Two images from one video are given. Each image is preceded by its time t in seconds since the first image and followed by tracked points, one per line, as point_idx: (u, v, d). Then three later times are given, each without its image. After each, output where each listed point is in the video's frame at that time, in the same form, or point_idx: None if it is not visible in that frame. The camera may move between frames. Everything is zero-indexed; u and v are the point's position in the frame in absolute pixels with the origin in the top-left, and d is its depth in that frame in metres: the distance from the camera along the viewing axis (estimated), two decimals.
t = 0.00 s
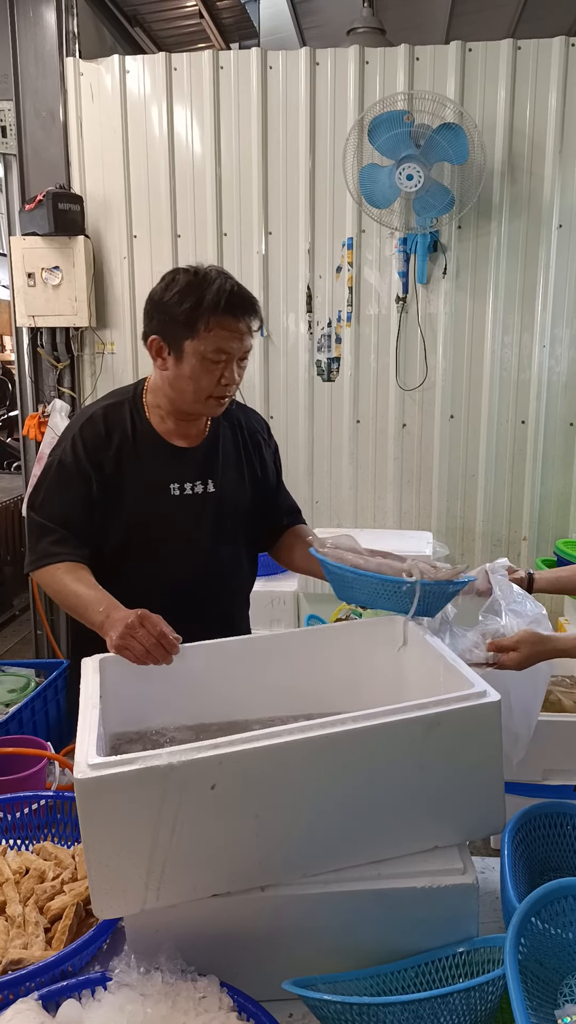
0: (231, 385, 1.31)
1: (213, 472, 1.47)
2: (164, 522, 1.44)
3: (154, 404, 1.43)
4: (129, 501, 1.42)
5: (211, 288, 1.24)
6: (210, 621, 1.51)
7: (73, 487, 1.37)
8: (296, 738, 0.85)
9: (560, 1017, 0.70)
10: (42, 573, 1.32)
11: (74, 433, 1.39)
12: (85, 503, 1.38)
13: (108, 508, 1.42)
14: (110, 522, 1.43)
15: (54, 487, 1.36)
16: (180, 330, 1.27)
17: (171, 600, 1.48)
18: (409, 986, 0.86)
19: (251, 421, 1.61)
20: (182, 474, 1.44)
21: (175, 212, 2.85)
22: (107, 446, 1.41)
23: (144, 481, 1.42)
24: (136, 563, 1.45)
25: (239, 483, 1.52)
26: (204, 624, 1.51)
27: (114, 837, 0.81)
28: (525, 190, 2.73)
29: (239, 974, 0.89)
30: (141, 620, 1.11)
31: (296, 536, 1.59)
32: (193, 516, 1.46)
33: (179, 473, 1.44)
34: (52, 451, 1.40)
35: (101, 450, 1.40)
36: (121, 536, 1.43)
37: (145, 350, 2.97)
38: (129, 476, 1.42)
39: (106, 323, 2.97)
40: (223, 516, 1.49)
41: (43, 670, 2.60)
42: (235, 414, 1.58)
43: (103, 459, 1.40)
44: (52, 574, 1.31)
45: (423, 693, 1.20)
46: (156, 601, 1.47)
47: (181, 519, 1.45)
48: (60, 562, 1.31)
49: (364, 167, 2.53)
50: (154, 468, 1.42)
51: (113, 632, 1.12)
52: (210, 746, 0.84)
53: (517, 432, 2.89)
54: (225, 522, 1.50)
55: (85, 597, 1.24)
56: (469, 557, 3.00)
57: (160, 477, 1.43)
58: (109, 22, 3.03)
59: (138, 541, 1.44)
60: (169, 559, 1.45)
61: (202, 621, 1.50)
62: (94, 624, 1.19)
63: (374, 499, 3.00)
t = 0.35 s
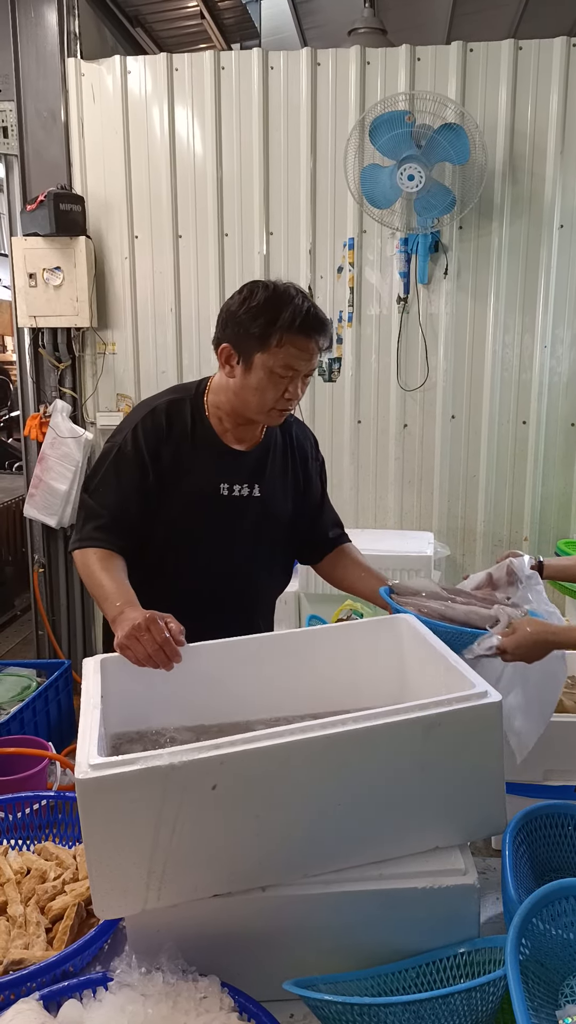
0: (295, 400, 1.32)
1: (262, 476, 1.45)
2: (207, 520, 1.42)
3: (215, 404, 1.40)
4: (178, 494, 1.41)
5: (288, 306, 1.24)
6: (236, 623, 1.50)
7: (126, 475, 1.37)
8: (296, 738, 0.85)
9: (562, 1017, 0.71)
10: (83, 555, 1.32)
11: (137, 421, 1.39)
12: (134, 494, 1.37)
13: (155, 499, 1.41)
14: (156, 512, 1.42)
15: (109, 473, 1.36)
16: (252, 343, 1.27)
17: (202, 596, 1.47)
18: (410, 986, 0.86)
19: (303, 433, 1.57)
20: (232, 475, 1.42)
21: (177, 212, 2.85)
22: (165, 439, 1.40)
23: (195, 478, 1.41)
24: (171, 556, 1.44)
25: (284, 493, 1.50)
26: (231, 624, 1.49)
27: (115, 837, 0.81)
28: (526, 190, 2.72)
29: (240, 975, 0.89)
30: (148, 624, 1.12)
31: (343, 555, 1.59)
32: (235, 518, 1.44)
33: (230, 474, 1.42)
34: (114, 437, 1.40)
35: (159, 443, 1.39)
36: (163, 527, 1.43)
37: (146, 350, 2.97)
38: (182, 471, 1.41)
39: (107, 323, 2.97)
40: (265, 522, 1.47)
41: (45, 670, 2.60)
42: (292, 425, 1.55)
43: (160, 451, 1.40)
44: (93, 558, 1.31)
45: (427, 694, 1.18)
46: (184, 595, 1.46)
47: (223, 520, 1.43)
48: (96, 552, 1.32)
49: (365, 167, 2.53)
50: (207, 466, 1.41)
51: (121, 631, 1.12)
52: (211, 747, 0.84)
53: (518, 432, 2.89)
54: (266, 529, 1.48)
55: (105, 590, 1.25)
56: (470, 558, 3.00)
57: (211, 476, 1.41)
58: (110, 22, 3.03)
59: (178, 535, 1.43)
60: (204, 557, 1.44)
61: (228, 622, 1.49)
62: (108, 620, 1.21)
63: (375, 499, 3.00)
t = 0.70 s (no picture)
0: (319, 400, 1.30)
1: (286, 476, 1.45)
2: (231, 519, 1.42)
3: (241, 404, 1.39)
4: (204, 493, 1.41)
5: (313, 306, 1.23)
6: (251, 625, 1.48)
7: (155, 473, 1.35)
8: (298, 737, 0.85)
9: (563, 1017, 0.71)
10: (108, 552, 1.29)
11: (165, 418, 1.37)
12: (161, 492, 1.35)
13: (180, 498, 1.40)
14: (180, 510, 1.40)
15: (136, 470, 1.34)
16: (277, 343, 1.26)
17: (220, 597, 1.45)
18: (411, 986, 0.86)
19: (325, 438, 1.58)
20: (258, 474, 1.41)
21: (178, 212, 2.85)
22: (193, 438, 1.39)
23: (221, 478, 1.40)
24: (192, 554, 1.43)
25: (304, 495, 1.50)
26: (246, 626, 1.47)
27: (116, 836, 0.81)
28: (528, 190, 2.72)
29: (241, 975, 0.89)
30: (152, 623, 1.12)
31: (356, 566, 1.58)
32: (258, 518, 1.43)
33: (256, 474, 1.41)
34: (141, 434, 1.38)
35: (187, 442, 1.38)
36: (185, 525, 1.42)
37: (147, 349, 2.97)
38: (208, 471, 1.41)
39: (108, 323, 2.97)
40: (287, 523, 1.47)
41: (45, 669, 2.60)
42: (315, 430, 1.56)
43: (187, 450, 1.39)
44: (112, 555, 1.28)
45: (428, 694, 1.18)
46: (200, 594, 1.45)
47: (246, 519, 1.42)
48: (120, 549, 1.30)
49: (367, 167, 2.53)
50: (233, 465, 1.41)
51: (125, 630, 1.12)
52: (213, 746, 0.84)
53: (519, 432, 2.88)
54: (287, 530, 1.48)
55: (116, 587, 1.24)
56: (471, 558, 2.99)
57: (237, 475, 1.41)
58: (111, 21, 3.03)
59: (200, 533, 1.42)
60: (225, 557, 1.43)
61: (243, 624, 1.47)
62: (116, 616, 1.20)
63: (376, 499, 2.99)
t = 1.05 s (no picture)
0: (291, 396, 1.27)
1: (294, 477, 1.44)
2: (239, 518, 1.41)
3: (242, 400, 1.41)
4: (213, 493, 1.41)
5: (287, 299, 1.24)
6: (257, 622, 1.48)
7: (167, 470, 1.34)
8: (297, 737, 0.85)
9: (562, 1017, 0.70)
10: (117, 549, 1.29)
11: (178, 417, 1.37)
12: (173, 490, 1.35)
13: (190, 495, 1.39)
14: (189, 510, 1.40)
15: (149, 467, 1.33)
16: (256, 336, 1.29)
17: (227, 593, 1.45)
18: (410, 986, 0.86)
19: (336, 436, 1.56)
20: (267, 474, 1.41)
21: (177, 212, 2.85)
22: (205, 437, 1.39)
23: (231, 477, 1.40)
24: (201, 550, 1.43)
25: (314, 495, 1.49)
26: (252, 621, 1.47)
27: (115, 836, 0.81)
28: (526, 190, 2.72)
29: (240, 975, 0.89)
30: (152, 624, 1.11)
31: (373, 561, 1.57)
32: (266, 518, 1.43)
33: (265, 474, 1.41)
34: (154, 432, 1.39)
35: (200, 441, 1.38)
36: (194, 524, 1.42)
37: (146, 349, 2.96)
38: (219, 470, 1.40)
39: (107, 323, 2.97)
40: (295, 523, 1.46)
41: (44, 670, 2.60)
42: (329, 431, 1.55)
43: (200, 449, 1.38)
44: (120, 552, 1.28)
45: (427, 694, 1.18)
46: (206, 591, 1.46)
47: (254, 518, 1.42)
48: (128, 547, 1.29)
49: (365, 167, 2.53)
50: (243, 464, 1.40)
51: (126, 629, 1.12)
52: (212, 746, 0.84)
53: (518, 432, 2.89)
54: (296, 530, 1.47)
55: (121, 586, 1.24)
56: (470, 558, 2.99)
57: (246, 475, 1.40)
58: (110, 21, 3.03)
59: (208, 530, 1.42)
60: (233, 554, 1.43)
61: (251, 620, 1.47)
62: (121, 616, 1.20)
63: (375, 499, 2.99)
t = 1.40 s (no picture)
0: (284, 399, 1.26)
1: (292, 476, 1.44)
2: (238, 519, 1.41)
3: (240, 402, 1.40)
4: (211, 493, 1.41)
5: (277, 302, 1.24)
6: (257, 622, 1.48)
7: (162, 470, 1.34)
8: (296, 737, 0.85)
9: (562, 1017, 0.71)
10: (113, 547, 1.28)
11: (173, 417, 1.37)
12: (168, 488, 1.35)
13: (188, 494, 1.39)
14: (186, 510, 1.41)
15: (144, 466, 1.33)
16: (248, 340, 1.29)
17: (228, 592, 1.46)
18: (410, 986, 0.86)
19: (334, 437, 1.56)
20: (264, 474, 1.41)
21: (177, 212, 2.85)
22: (202, 437, 1.38)
23: (229, 477, 1.40)
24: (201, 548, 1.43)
25: (312, 495, 1.49)
26: (255, 620, 1.48)
27: (115, 836, 0.81)
28: (526, 190, 2.72)
29: (240, 975, 0.89)
30: (152, 623, 1.11)
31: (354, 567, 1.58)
32: (265, 518, 1.43)
33: (262, 474, 1.41)
34: (149, 431, 1.38)
35: (195, 439, 1.38)
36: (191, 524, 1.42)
37: (146, 349, 2.96)
38: (216, 470, 1.40)
39: (107, 323, 2.97)
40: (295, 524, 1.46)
41: (44, 670, 2.60)
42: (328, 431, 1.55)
43: (196, 448, 1.38)
44: (115, 549, 1.28)
45: (426, 693, 1.18)
46: (206, 592, 1.46)
47: (252, 519, 1.42)
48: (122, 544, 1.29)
49: (365, 167, 2.53)
50: (241, 465, 1.40)
51: (126, 629, 1.12)
52: (212, 746, 0.84)
53: (518, 432, 2.89)
54: (295, 530, 1.47)
55: (120, 582, 1.23)
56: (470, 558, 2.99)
57: (244, 475, 1.40)
58: (110, 21, 3.03)
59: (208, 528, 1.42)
60: (232, 554, 1.43)
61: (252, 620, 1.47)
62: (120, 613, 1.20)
63: (375, 499, 3.00)
